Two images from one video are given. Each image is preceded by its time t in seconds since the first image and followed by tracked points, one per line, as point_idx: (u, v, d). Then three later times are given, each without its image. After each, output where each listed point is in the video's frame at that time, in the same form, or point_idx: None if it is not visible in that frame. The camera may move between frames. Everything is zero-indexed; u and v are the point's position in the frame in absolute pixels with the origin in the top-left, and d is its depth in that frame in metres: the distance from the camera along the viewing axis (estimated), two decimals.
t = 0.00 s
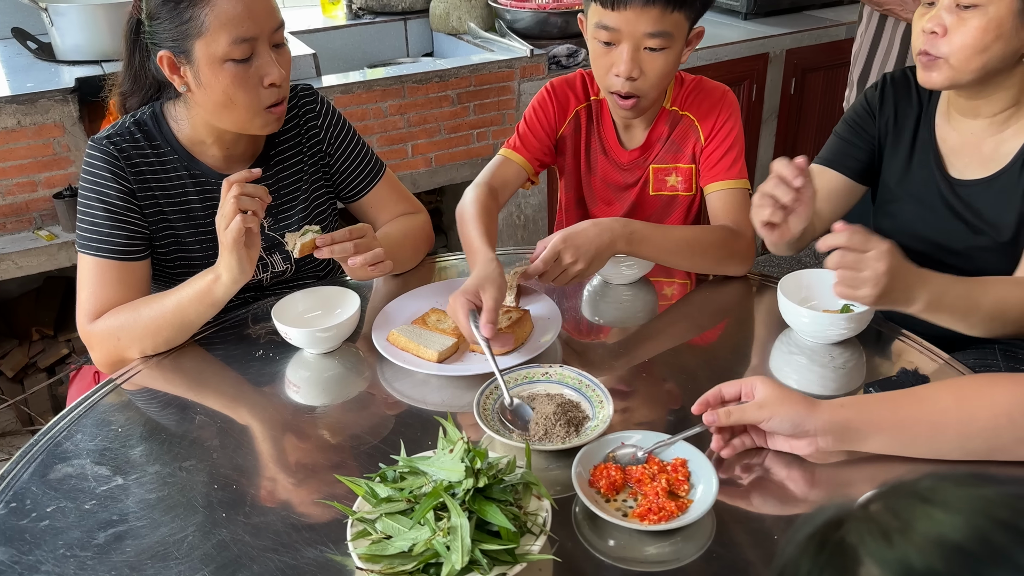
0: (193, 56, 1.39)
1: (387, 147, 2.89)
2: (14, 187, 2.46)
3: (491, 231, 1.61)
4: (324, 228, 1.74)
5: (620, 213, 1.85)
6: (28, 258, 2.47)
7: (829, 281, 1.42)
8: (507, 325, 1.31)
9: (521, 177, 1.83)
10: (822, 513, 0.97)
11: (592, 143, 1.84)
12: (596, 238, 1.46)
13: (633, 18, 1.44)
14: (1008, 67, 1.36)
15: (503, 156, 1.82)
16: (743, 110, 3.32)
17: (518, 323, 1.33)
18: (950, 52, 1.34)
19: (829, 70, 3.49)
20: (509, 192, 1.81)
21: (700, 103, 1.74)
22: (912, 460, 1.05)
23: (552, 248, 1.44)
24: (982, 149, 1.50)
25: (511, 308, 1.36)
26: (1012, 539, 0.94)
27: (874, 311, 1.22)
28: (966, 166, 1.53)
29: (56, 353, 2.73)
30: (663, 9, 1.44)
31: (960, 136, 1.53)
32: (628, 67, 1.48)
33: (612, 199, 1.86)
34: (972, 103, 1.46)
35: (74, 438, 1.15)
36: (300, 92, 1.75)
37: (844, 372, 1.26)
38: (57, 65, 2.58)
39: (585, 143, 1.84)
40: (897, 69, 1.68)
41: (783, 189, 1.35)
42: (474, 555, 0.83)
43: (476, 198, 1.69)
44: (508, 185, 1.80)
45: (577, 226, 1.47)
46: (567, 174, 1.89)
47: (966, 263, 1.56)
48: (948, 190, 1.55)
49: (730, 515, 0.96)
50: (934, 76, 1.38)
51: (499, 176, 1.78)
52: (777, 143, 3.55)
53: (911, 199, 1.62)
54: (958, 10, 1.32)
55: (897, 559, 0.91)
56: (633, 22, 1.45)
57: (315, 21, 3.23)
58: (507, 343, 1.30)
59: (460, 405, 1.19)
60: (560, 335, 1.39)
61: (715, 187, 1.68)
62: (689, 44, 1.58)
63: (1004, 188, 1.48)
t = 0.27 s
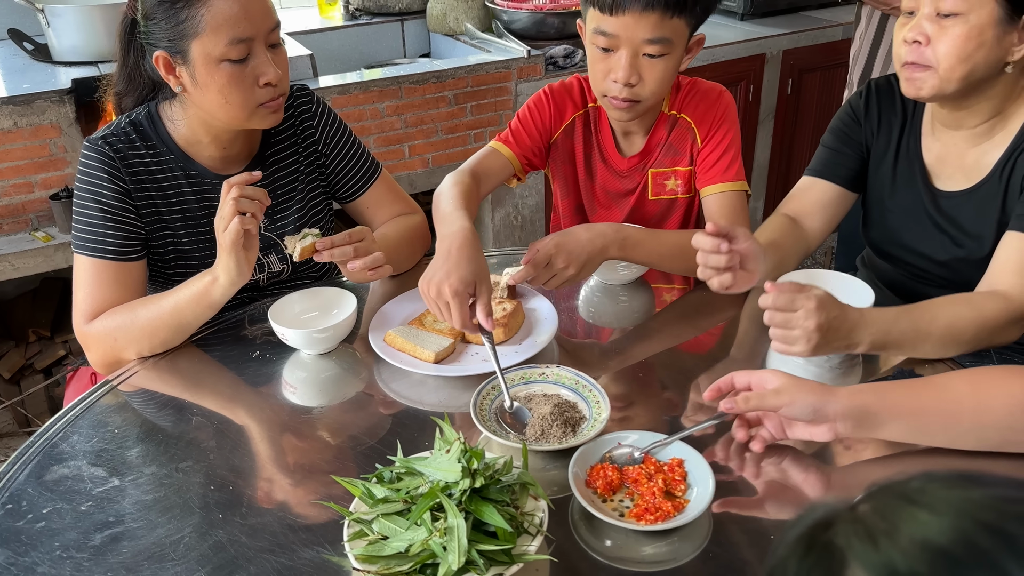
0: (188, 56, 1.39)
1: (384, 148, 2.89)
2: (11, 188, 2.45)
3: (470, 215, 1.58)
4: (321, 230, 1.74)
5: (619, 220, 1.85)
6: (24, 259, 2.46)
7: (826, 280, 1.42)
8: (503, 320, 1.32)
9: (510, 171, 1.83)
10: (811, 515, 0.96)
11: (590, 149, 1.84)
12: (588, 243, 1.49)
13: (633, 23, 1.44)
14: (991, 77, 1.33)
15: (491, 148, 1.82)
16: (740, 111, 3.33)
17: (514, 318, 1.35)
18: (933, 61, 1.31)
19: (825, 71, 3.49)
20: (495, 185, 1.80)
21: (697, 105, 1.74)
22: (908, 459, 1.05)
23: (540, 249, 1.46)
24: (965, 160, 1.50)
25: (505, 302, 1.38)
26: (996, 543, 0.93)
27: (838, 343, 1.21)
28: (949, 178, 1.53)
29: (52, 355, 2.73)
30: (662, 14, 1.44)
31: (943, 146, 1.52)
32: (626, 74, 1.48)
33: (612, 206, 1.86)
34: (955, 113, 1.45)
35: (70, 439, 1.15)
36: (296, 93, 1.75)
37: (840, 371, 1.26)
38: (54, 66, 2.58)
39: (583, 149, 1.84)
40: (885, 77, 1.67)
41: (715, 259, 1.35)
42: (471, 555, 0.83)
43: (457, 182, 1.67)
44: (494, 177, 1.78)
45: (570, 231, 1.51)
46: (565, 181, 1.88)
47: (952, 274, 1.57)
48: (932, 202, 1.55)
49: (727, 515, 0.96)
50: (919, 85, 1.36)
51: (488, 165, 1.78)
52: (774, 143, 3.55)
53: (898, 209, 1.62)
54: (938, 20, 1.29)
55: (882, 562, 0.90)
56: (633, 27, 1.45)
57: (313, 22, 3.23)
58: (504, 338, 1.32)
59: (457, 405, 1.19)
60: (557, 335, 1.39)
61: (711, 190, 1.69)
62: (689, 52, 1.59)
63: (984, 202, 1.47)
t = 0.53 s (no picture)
0: (184, 53, 1.39)
1: (381, 148, 2.89)
2: (8, 188, 2.45)
3: (465, 233, 1.47)
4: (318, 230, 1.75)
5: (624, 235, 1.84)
6: (21, 259, 2.46)
7: (825, 279, 1.42)
8: (501, 318, 1.32)
9: (513, 187, 1.74)
10: (808, 516, 0.96)
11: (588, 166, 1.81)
12: (585, 246, 1.48)
13: (628, 37, 1.44)
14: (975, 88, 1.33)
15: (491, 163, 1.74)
16: (737, 111, 3.33)
17: (512, 316, 1.34)
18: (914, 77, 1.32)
19: (823, 71, 3.50)
20: (498, 202, 1.70)
21: (691, 109, 1.75)
22: (906, 457, 1.05)
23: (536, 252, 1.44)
24: (961, 165, 1.50)
25: (503, 301, 1.38)
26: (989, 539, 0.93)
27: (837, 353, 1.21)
28: (946, 182, 1.53)
29: (50, 355, 2.72)
30: (658, 26, 1.44)
31: (939, 151, 1.52)
32: (622, 88, 1.48)
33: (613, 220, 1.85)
34: (947, 120, 1.45)
35: (68, 439, 1.15)
36: (293, 92, 1.74)
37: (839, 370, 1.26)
38: (51, 66, 2.58)
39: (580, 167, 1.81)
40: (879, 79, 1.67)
41: (721, 282, 1.37)
42: (469, 554, 0.83)
43: (454, 199, 1.57)
44: (495, 193, 1.69)
45: (565, 232, 1.49)
46: (563, 198, 1.85)
47: (949, 280, 1.57)
48: (931, 207, 1.55)
49: (726, 513, 0.96)
50: (902, 98, 1.36)
51: (489, 181, 1.68)
52: (772, 143, 3.56)
53: (896, 213, 1.62)
54: (918, 36, 1.29)
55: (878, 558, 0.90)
56: (627, 41, 1.44)
57: (310, 22, 3.23)
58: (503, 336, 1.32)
59: (456, 404, 1.19)
60: (555, 334, 1.39)
61: (705, 193, 1.71)
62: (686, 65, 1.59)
63: (981, 207, 1.48)
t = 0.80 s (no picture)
0: (174, 52, 1.39)
1: (379, 148, 2.89)
2: (5, 189, 2.44)
3: (453, 287, 1.30)
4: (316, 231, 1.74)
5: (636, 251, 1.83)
6: (19, 260, 2.46)
7: (824, 280, 1.42)
8: (499, 318, 1.32)
9: (525, 218, 1.60)
10: (804, 517, 0.96)
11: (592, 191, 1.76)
12: (588, 252, 1.49)
13: (621, 57, 1.43)
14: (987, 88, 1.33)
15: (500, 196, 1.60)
16: (735, 110, 3.33)
17: (510, 316, 1.34)
18: (927, 77, 1.32)
19: (821, 71, 3.50)
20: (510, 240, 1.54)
21: (684, 117, 1.73)
22: (905, 458, 1.05)
23: (538, 255, 1.48)
24: (970, 161, 1.49)
25: (501, 301, 1.38)
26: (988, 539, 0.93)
27: (840, 351, 1.21)
28: (955, 179, 1.53)
29: (47, 356, 2.72)
30: (652, 45, 1.43)
31: (950, 147, 1.52)
32: (619, 110, 1.46)
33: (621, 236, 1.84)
34: (960, 115, 1.45)
35: (66, 440, 1.15)
36: (291, 92, 1.74)
37: (837, 370, 1.26)
38: (48, 67, 2.58)
39: (585, 193, 1.76)
40: (890, 74, 1.66)
41: (716, 290, 1.38)
42: (467, 554, 0.83)
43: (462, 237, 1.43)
44: (507, 229, 1.53)
45: (570, 239, 1.51)
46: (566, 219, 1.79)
47: (953, 277, 1.58)
48: (939, 203, 1.55)
49: (724, 513, 0.96)
50: (915, 97, 1.36)
51: (498, 217, 1.53)
52: (770, 143, 3.56)
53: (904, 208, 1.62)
54: (933, 33, 1.29)
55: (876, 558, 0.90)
56: (621, 61, 1.43)
57: (308, 22, 3.22)
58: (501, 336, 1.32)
59: (454, 405, 1.19)
60: (553, 334, 1.39)
61: (703, 199, 1.72)
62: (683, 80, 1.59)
63: (990, 206, 1.48)
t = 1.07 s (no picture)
0: (167, 51, 1.40)
1: (378, 148, 2.89)
2: (3, 189, 2.44)
3: (457, 294, 1.28)
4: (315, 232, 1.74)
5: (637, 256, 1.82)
6: (17, 261, 2.46)
7: (822, 280, 1.42)
8: (499, 318, 1.32)
9: (523, 227, 1.59)
10: (805, 515, 0.96)
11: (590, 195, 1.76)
12: (586, 251, 1.49)
13: (613, 71, 1.43)
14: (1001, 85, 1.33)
15: (499, 204, 1.60)
16: (734, 111, 3.34)
17: (509, 316, 1.34)
18: (944, 74, 1.31)
19: (819, 71, 3.50)
20: (509, 249, 1.53)
21: (678, 120, 1.73)
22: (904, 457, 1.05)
23: (537, 252, 1.47)
24: (974, 160, 1.50)
25: (500, 301, 1.38)
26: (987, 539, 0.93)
27: (841, 353, 1.22)
28: (959, 178, 1.53)
29: (46, 357, 2.72)
30: (644, 59, 1.43)
31: (955, 145, 1.52)
32: (612, 123, 1.46)
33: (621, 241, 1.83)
34: (965, 117, 1.45)
35: (64, 440, 1.15)
36: (290, 92, 1.75)
37: (835, 370, 1.26)
38: (46, 67, 2.58)
39: (583, 199, 1.75)
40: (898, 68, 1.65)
41: (698, 310, 1.39)
42: (466, 554, 0.83)
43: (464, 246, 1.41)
44: (506, 237, 1.52)
45: (569, 236, 1.51)
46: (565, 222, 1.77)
47: (954, 275, 1.58)
48: (943, 201, 1.55)
49: (723, 513, 0.96)
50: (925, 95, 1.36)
51: (497, 225, 1.53)
52: (768, 143, 3.56)
53: (908, 205, 1.62)
54: (945, 31, 1.29)
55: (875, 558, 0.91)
56: (613, 75, 1.43)
57: (306, 22, 3.22)
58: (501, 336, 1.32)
59: (452, 405, 1.19)
60: (552, 334, 1.39)
61: (699, 200, 1.73)
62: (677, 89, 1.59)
63: (992, 205, 1.48)
